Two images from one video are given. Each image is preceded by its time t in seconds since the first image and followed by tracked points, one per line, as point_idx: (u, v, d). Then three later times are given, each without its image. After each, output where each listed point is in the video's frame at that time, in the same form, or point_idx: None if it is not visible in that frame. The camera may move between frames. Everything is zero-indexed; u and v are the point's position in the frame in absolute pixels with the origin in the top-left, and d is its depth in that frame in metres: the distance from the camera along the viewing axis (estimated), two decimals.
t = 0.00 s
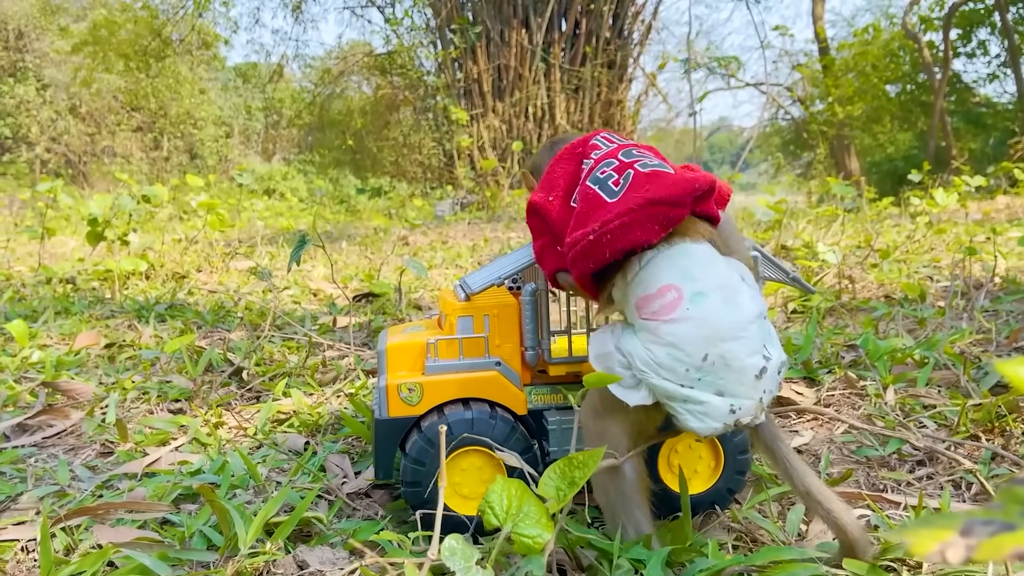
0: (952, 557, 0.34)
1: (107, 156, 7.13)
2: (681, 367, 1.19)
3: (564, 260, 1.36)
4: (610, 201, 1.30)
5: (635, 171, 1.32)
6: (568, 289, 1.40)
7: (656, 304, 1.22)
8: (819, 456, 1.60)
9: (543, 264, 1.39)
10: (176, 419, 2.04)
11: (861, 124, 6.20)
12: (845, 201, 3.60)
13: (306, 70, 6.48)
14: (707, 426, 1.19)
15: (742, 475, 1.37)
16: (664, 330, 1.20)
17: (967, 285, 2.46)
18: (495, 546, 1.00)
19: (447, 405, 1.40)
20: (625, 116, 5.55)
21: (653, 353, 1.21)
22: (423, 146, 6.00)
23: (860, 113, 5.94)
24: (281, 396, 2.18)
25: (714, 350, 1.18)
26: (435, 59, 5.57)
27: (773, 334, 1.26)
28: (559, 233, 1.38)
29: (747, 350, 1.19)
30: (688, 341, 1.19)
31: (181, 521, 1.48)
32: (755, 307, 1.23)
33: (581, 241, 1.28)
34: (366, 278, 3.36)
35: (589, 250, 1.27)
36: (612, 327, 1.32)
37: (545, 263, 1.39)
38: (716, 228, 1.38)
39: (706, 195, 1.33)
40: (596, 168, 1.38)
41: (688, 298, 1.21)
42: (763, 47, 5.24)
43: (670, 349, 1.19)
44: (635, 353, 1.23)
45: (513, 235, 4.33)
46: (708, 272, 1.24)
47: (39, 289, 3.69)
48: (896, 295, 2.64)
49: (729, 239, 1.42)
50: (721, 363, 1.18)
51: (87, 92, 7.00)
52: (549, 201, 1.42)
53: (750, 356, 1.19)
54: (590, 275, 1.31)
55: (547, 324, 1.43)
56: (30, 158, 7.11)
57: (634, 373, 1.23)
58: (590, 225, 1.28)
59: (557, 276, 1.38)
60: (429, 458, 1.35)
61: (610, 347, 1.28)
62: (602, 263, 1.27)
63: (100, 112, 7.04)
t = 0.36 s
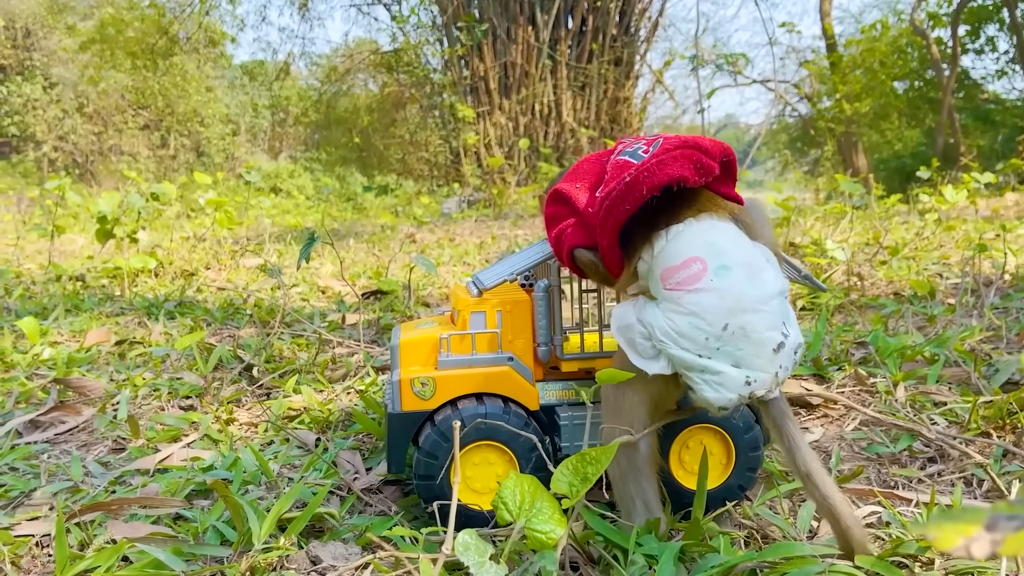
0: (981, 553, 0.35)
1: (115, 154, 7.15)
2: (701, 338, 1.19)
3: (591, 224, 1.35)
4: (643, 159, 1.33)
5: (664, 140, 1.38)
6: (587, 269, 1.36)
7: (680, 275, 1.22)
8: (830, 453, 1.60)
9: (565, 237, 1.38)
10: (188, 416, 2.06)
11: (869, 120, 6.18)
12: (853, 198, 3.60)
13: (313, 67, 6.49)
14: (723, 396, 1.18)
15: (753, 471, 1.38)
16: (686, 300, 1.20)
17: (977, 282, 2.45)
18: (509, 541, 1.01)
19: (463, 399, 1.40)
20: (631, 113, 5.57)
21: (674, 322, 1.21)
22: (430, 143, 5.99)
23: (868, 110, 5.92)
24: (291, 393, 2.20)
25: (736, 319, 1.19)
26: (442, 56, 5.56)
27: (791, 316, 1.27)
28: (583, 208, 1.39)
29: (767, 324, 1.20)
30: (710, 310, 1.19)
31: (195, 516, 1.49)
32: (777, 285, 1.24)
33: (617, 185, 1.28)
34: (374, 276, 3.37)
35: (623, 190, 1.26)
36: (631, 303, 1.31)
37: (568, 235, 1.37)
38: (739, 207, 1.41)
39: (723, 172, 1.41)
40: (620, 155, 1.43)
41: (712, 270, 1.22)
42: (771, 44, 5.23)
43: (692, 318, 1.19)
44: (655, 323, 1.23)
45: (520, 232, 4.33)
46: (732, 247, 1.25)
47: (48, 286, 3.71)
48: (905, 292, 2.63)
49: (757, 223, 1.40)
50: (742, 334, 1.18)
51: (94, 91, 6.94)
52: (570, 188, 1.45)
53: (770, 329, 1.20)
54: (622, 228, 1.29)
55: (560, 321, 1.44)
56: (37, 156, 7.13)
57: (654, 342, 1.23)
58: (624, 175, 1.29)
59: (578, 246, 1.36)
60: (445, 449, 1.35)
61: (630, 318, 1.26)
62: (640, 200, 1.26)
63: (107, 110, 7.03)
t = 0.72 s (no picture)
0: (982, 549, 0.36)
1: (119, 152, 7.16)
2: (697, 342, 1.19)
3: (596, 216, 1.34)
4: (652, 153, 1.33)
5: (674, 138, 1.37)
6: (586, 261, 1.36)
7: (679, 278, 1.22)
8: (834, 451, 1.59)
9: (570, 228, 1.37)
10: (192, 413, 2.06)
11: (874, 118, 6.16)
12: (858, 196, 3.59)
13: (317, 66, 6.48)
14: (715, 400, 1.19)
15: (754, 468, 1.38)
16: (684, 303, 1.20)
17: (982, 280, 2.45)
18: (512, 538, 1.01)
19: (464, 396, 1.40)
20: (636, 111, 5.57)
21: (671, 324, 1.21)
22: (434, 141, 5.98)
23: (874, 108, 5.90)
24: (295, 390, 2.20)
25: (732, 324, 1.18)
26: (446, 54, 5.52)
27: (790, 323, 1.26)
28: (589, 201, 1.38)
29: (764, 330, 1.19)
30: (707, 314, 1.19)
31: (198, 513, 1.49)
32: (777, 291, 1.23)
33: (626, 176, 1.27)
34: (378, 273, 3.37)
35: (632, 179, 1.26)
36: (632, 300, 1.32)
37: (573, 226, 1.37)
38: (745, 212, 1.39)
39: (730, 174, 1.40)
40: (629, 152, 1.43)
41: (712, 274, 1.21)
42: (775, 42, 5.22)
43: (689, 321, 1.19)
44: (653, 323, 1.23)
45: (524, 229, 4.34)
46: (734, 251, 1.24)
47: (53, 283, 3.73)
48: (910, 290, 2.62)
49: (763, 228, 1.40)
50: (738, 341, 1.18)
51: (99, 88, 7.00)
52: (577, 180, 1.45)
53: (766, 337, 1.19)
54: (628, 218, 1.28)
55: (561, 317, 1.43)
56: (44, 154, 7.17)
57: (651, 342, 1.24)
58: (633, 166, 1.29)
59: (580, 237, 1.35)
60: (444, 448, 1.35)
61: (628, 316, 1.27)
62: (647, 191, 1.25)
63: (112, 108, 7.05)
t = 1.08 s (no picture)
0: (989, 542, 0.36)
1: (121, 150, 7.16)
2: (707, 314, 1.18)
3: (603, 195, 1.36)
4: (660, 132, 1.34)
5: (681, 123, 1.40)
6: (590, 241, 1.37)
7: (688, 252, 1.21)
8: (837, 448, 1.59)
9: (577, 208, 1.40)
10: (194, 409, 2.06)
11: (877, 116, 6.13)
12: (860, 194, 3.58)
13: (318, 63, 6.41)
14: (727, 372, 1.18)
15: (757, 465, 1.37)
16: (693, 276, 1.20)
17: (985, 278, 2.44)
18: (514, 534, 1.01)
19: (466, 392, 1.41)
20: (638, 109, 5.56)
21: (680, 299, 1.20)
22: (436, 139, 5.98)
23: (876, 106, 5.89)
24: (297, 386, 2.21)
25: (741, 295, 1.19)
26: (448, 52, 5.48)
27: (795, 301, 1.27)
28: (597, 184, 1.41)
29: (773, 302, 1.20)
30: (717, 286, 1.19)
31: (200, 509, 1.49)
32: (782, 266, 1.24)
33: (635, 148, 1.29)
34: (380, 271, 3.38)
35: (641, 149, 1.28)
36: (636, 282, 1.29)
37: (580, 206, 1.39)
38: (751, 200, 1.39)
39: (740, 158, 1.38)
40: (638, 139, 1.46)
41: (719, 249, 1.22)
42: (778, 40, 5.21)
43: (699, 293, 1.19)
44: (662, 299, 1.21)
45: (526, 227, 4.33)
46: (738, 227, 1.26)
47: (55, 280, 3.73)
48: (912, 287, 2.62)
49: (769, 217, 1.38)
50: (748, 311, 1.18)
51: (101, 86, 7.03)
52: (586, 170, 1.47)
53: (775, 308, 1.20)
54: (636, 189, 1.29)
55: (563, 313, 1.43)
56: (46, 152, 7.18)
57: (660, 320, 1.22)
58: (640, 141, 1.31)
59: (586, 215, 1.37)
60: (447, 444, 1.35)
61: (636, 296, 1.24)
62: (657, 161, 1.27)
63: (114, 106, 7.06)
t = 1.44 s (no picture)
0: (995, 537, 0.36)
1: (121, 149, 7.17)
2: (641, 307, 1.22)
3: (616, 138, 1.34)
4: (699, 107, 1.27)
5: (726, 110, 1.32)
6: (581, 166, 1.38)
7: (638, 244, 1.24)
8: (838, 446, 1.59)
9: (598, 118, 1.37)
10: (195, 408, 2.07)
11: (878, 115, 6.13)
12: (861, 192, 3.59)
13: (319, 62, 6.41)
14: (655, 364, 1.21)
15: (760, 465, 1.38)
16: (637, 267, 1.23)
17: (985, 276, 2.45)
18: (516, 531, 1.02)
19: (472, 389, 1.41)
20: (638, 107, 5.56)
21: (624, 288, 1.24)
22: (436, 138, 6.00)
23: (877, 104, 5.89)
24: (298, 384, 2.21)
25: (674, 290, 1.19)
26: (448, 50, 5.48)
27: (748, 298, 1.24)
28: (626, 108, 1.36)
29: (708, 301, 1.19)
30: (654, 281, 1.21)
31: (202, 507, 1.49)
32: (732, 265, 1.22)
33: (665, 118, 1.23)
34: (381, 269, 3.38)
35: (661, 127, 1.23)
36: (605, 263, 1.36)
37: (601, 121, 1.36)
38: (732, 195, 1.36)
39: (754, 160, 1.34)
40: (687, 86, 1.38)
41: (667, 243, 1.23)
42: (778, 39, 5.22)
43: (638, 285, 1.22)
44: (611, 286, 1.27)
45: (526, 226, 4.34)
46: (697, 222, 1.24)
47: (56, 278, 3.73)
48: (912, 286, 2.63)
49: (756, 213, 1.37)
50: (677, 309, 1.19)
51: (101, 85, 7.04)
52: (626, 87, 1.40)
53: (710, 307, 1.19)
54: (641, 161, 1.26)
55: (568, 312, 1.41)
56: (46, 151, 7.18)
57: (611, 305, 1.28)
58: (672, 111, 1.25)
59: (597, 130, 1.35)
60: (452, 441, 1.35)
61: (596, 281, 1.31)
62: (674, 145, 1.22)
63: (114, 104, 7.07)
